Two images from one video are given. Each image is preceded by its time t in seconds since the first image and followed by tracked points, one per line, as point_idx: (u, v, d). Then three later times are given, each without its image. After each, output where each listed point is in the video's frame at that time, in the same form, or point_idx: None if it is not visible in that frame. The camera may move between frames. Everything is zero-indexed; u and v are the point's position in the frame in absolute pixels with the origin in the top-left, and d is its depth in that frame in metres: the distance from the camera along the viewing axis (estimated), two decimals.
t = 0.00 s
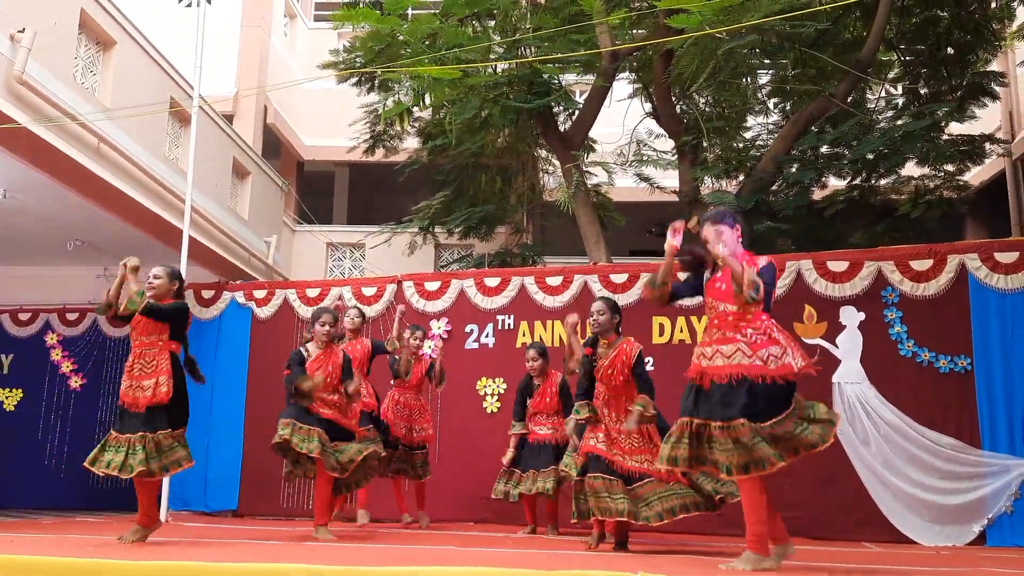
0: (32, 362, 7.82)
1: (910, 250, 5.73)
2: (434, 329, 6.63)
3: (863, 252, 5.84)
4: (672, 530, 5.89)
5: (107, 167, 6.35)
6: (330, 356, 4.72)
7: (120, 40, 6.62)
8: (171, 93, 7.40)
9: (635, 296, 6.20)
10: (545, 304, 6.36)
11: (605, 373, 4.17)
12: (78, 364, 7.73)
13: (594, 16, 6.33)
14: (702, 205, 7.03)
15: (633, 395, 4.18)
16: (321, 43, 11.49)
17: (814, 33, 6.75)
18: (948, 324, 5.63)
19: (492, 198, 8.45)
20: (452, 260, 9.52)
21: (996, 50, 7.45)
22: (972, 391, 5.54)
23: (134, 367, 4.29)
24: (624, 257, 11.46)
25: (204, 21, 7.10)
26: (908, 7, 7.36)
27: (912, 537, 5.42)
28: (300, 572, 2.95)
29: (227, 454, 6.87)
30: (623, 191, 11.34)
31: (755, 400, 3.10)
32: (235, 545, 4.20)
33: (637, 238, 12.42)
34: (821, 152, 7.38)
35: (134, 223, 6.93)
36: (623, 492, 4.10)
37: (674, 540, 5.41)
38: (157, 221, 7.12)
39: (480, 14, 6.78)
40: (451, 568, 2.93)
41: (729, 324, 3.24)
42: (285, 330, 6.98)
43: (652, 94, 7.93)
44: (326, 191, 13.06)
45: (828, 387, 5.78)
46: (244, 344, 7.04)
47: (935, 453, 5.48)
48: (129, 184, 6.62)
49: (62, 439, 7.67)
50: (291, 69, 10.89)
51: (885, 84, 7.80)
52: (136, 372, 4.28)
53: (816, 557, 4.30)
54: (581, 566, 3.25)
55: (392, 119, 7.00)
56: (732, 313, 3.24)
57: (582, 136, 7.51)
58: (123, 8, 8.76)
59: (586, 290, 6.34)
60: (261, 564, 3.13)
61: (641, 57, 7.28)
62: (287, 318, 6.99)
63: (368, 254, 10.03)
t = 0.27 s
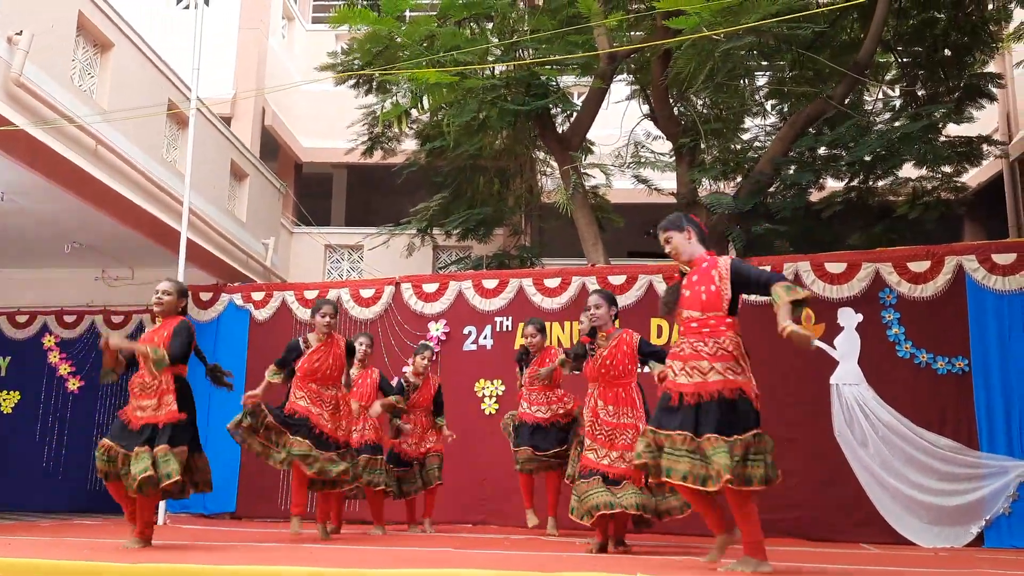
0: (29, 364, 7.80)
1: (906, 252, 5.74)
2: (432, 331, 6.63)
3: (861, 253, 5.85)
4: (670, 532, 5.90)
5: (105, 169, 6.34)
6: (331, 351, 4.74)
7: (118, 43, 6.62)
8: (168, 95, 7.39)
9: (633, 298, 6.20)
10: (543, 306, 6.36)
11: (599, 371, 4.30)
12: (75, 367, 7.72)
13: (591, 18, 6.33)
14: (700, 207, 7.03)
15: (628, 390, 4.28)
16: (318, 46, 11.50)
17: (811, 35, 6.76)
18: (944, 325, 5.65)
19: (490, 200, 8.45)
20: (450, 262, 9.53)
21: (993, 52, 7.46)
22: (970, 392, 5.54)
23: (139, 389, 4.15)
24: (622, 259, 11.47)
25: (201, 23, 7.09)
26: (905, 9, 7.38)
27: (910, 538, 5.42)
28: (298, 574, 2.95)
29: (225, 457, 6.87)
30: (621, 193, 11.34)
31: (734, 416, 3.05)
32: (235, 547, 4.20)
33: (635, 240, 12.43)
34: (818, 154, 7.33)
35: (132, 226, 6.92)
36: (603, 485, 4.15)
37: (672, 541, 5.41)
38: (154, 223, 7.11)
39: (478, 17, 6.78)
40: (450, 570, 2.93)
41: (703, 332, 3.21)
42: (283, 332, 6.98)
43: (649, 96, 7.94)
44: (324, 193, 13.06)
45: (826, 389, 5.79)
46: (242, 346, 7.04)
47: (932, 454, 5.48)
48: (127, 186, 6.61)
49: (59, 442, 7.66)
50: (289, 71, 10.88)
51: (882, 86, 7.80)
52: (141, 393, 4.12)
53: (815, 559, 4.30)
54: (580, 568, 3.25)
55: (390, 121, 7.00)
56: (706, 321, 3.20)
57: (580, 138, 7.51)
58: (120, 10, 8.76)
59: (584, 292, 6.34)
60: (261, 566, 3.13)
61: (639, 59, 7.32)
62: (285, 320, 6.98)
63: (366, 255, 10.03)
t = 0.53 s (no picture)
0: (27, 367, 7.79)
1: (905, 252, 5.75)
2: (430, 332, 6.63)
3: (859, 254, 5.85)
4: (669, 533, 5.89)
5: (103, 171, 6.34)
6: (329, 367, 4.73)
7: (116, 44, 6.62)
8: (166, 97, 7.39)
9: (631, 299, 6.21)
10: (541, 307, 6.36)
11: (604, 369, 4.50)
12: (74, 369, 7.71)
13: (589, 19, 6.35)
14: (698, 208, 7.03)
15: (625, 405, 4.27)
16: (316, 47, 11.49)
17: (809, 36, 6.77)
18: (943, 326, 5.64)
19: (488, 202, 8.45)
20: (448, 263, 9.53)
21: (991, 53, 7.47)
22: (969, 392, 5.54)
23: (159, 375, 4.25)
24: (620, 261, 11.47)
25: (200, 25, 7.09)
26: (903, 10, 7.40)
27: (909, 539, 5.42)
28: None
29: (224, 459, 6.86)
30: (620, 194, 11.34)
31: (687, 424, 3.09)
32: (235, 549, 4.19)
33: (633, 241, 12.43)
34: (817, 155, 7.35)
35: (130, 227, 6.91)
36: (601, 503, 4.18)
37: (672, 543, 5.40)
38: (152, 225, 7.10)
39: (476, 18, 6.79)
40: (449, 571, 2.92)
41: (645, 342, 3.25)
42: (282, 334, 6.97)
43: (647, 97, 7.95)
44: (322, 195, 13.05)
45: (825, 389, 5.78)
46: (241, 347, 7.03)
47: (931, 455, 5.48)
48: (125, 188, 6.61)
49: (58, 445, 7.65)
50: (287, 73, 10.88)
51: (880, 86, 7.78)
52: (158, 382, 4.24)
53: (815, 560, 4.30)
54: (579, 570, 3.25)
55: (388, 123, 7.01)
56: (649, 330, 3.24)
57: (579, 139, 7.51)
58: (118, 11, 8.75)
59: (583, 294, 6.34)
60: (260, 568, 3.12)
61: (637, 60, 7.35)
62: (284, 322, 6.98)
63: (365, 257, 10.03)
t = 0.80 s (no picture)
0: (26, 368, 7.77)
1: (904, 252, 5.75)
2: (429, 333, 6.62)
3: (858, 254, 5.86)
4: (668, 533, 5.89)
5: (102, 172, 6.34)
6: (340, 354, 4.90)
7: (114, 46, 6.61)
8: (166, 98, 7.39)
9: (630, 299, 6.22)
10: (540, 308, 6.37)
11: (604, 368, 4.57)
12: (73, 371, 7.70)
13: (588, 20, 6.36)
14: (697, 208, 7.03)
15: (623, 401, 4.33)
16: (314, 48, 11.49)
17: (808, 36, 6.78)
18: (943, 325, 5.64)
19: (487, 203, 8.45)
20: (447, 264, 9.53)
21: (989, 53, 7.48)
22: (968, 392, 5.54)
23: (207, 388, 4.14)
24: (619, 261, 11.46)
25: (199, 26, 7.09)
26: (901, 10, 7.40)
27: (909, 539, 5.42)
28: None
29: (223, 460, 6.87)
30: (619, 195, 11.35)
31: (580, 416, 3.22)
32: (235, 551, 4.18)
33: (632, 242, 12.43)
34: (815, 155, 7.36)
35: (129, 229, 6.91)
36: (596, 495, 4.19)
37: (672, 543, 5.40)
38: (152, 226, 7.09)
39: (475, 19, 6.79)
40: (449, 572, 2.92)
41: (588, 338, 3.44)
42: (280, 335, 6.97)
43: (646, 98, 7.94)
44: (320, 196, 13.04)
45: (824, 390, 5.78)
46: (241, 349, 7.03)
47: (931, 455, 5.48)
48: (124, 189, 6.60)
49: (57, 446, 7.64)
50: (286, 74, 10.88)
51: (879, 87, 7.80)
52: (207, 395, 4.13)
53: (815, 560, 4.30)
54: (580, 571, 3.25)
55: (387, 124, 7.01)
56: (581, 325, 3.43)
57: (577, 140, 7.51)
58: (117, 12, 8.74)
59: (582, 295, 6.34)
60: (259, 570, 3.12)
61: (636, 61, 7.33)
62: (283, 323, 6.97)
63: (363, 258, 10.02)
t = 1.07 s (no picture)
0: (27, 370, 7.77)
1: (905, 251, 5.75)
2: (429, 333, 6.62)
3: (859, 254, 5.85)
4: (669, 533, 5.89)
5: (102, 173, 6.34)
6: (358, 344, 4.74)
7: (115, 47, 6.61)
8: (165, 99, 7.39)
9: (631, 299, 6.23)
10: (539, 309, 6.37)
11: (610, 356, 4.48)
12: (73, 372, 7.70)
13: (588, 20, 6.35)
14: (697, 208, 7.03)
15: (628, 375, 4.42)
16: (315, 49, 11.49)
17: (807, 36, 6.79)
18: (943, 325, 5.64)
19: (487, 203, 8.45)
20: (447, 264, 9.53)
21: (989, 52, 7.48)
22: (969, 391, 5.54)
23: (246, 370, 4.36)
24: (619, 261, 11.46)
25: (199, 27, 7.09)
26: (901, 9, 7.40)
27: (910, 539, 5.41)
28: None
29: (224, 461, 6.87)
30: (618, 195, 11.35)
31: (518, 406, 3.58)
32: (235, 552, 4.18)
33: (632, 242, 12.44)
34: (815, 154, 7.35)
35: (129, 230, 6.91)
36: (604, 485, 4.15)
37: (672, 543, 5.40)
38: (152, 227, 7.09)
39: (475, 19, 6.78)
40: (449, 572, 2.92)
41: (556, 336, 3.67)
42: (280, 336, 6.97)
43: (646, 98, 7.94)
44: (320, 197, 13.04)
45: (824, 389, 5.78)
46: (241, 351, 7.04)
47: (932, 454, 5.48)
48: (124, 190, 6.60)
49: (58, 448, 7.65)
50: (286, 75, 10.89)
51: (879, 86, 7.80)
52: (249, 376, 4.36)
53: (815, 560, 4.30)
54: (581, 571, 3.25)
55: (387, 124, 7.01)
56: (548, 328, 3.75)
57: (578, 140, 7.51)
58: (117, 13, 8.74)
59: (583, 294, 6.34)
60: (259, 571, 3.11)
61: (636, 61, 7.33)
62: (283, 324, 6.97)
63: (364, 258, 10.03)
